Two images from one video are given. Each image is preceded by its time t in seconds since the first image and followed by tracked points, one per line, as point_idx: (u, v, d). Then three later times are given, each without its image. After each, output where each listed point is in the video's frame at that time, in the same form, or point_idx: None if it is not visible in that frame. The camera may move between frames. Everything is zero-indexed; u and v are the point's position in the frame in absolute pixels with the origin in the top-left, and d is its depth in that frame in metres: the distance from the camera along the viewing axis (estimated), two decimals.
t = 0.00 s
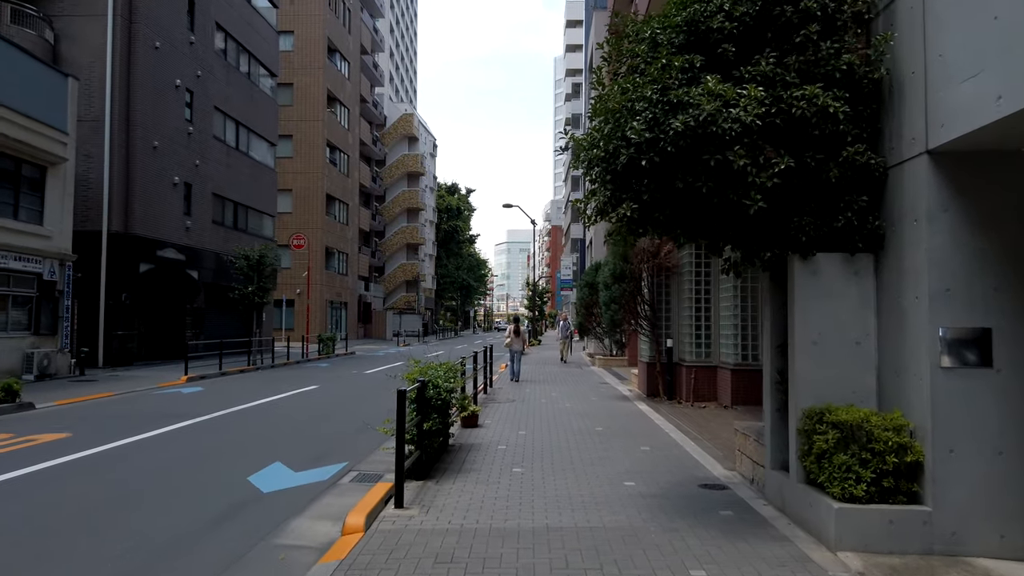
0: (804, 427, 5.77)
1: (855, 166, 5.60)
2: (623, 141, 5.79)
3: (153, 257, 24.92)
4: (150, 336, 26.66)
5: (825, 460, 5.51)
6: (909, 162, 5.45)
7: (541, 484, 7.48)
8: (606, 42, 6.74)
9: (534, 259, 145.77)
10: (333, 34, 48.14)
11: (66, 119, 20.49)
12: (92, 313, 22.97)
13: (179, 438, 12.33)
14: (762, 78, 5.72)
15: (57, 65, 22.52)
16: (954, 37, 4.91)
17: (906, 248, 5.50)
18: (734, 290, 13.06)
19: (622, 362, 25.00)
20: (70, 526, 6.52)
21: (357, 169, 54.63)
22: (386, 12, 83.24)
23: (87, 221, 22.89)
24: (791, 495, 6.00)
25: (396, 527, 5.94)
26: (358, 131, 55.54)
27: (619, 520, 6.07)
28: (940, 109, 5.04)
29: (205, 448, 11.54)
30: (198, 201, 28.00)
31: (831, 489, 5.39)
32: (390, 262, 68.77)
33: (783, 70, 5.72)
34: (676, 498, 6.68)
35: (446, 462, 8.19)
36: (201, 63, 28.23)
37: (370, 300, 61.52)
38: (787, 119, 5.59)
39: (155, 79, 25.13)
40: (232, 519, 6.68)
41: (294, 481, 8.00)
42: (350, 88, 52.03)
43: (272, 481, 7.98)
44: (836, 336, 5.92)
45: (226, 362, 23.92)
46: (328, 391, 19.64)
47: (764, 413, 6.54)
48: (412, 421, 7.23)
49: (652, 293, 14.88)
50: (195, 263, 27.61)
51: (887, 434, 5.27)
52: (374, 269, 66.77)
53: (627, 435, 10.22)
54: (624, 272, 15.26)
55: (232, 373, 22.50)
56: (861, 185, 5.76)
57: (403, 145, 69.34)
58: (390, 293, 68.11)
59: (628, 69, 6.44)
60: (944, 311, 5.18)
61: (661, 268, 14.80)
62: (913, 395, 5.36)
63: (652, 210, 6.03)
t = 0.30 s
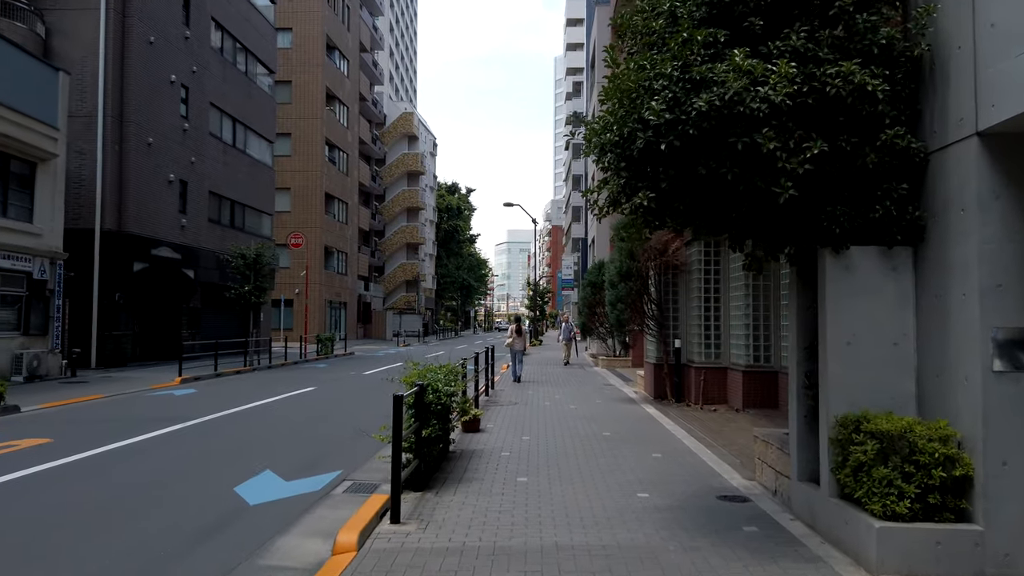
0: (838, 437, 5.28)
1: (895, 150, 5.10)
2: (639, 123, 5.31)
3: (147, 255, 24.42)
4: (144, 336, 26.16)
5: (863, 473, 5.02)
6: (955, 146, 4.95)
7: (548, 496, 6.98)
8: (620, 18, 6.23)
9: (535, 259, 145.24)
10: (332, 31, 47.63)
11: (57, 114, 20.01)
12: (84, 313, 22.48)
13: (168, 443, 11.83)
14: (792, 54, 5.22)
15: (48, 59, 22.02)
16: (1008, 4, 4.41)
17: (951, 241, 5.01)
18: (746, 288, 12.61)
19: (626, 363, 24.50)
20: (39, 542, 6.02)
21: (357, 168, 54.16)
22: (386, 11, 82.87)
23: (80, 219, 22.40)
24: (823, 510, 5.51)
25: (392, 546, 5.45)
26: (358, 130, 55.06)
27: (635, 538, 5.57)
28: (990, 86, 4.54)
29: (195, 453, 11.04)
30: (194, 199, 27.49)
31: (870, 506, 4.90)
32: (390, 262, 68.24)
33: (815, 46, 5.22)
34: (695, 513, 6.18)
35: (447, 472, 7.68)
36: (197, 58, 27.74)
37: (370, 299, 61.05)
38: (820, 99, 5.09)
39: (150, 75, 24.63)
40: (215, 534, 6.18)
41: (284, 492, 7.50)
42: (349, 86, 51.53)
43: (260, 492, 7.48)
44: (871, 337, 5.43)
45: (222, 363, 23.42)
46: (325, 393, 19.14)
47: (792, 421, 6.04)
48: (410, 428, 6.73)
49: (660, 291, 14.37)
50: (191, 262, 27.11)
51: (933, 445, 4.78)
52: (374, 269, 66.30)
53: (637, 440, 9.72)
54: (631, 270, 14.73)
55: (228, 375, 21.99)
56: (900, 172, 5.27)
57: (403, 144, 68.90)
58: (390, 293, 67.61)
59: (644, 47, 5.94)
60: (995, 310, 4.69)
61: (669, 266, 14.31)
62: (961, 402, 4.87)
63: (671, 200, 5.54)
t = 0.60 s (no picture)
0: (879, 450, 4.79)
1: (943, 134, 4.61)
2: (661, 105, 4.85)
3: (141, 254, 23.91)
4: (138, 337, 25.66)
5: (909, 491, 4.53)
6: (1010, 129, 4.46)
7: (556, 509, 6.48)
8: None
9: (535, 260, 144.73)
10: (331, 29, 47.13)
11: (48, 110, 19.53)
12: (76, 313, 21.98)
13: (156, 450, 11.33)
14: (830, 26, 4.75)
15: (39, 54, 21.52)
16: None
17: (1006, 234, 4.52)
18: (758, 287, 12.21)
19: (629, 364, 24.00)
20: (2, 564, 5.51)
21: (356, 167, 53.67)
22: (386, 10, 82.43)
23: (71, 217, 21.89)
24: (860, 531, 5.02)
25: (388, 570, 4.95)
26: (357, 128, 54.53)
27: (654, 561, 5.08)
28: None
29: (184, 459, 10.53)
30: (190, 197, 27.00)
31: (918, 528, 4.41)
32: (390, 262, 67.72)
33: (855, 18, 4.74)
34: (719, 532, 5.68)
35: (447, 484, 7.19)
36: (193, 54, 27.24)
37: (369, 300, 60.56)
38: (861, 77, 4.61)
39: (144, 70, 24.15)
40: (196, 553, 5.68)
41: (273, 505, 7.01)
42: (348, 84, 51.04)
43: (247, 505, 7.00)
44: (914, 340, 4.93)
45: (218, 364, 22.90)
46: (322, 395, 18.64)
47: (822, 431, 5.57)
48: (408, 438, 6.24)
49: (668, 291, 13.89)
50: (186, 262, 26.61)
51: (990, 460, 4.28)
52: (374, 269, 65.82)
53: (646, 448, 9.21)
54: (637, 269, 14.21)
55: (223, 376, 21.50)
56: (947, 159, 4.79)
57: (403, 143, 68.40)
58: (390, 293, 67.09)
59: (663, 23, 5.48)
60: None
61: (677, 266, 13.84)
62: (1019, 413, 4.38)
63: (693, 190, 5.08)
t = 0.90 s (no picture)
0: (932, 463, 4.28)
1: (1004, 111, 3.99)
2: (689, 78, 4.40)
3: (140, 253, 23.51)
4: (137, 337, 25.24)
5: (969, 510, 4.02)
6: None
7: (569, 523, 5.99)
8: None
9: (539, 260, 144.34)
10: (334, 27, 46.76)
11: (44, 105, 19.13)
12: (72, 313, 21.56)
13: (147, 454, 10.86)
14: None
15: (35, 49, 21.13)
16: None
17: None
18: (774, 285, 11.72)
19: (638, 366, 23.49)
20: None
21: (360, 166, 53.26)
22: (389, 9, 82.09)
23: (69, 215, 21.51)
24: (909, 551, 4.52)
25: None
26: (361, 127, 54.12)
27: None
28: None
29: (176, 464, 10.07)
30: (190, 195, 26.56)
31: (982, 552, 3.90)
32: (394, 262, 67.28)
33: None
34: (749, 551, 5.18)
35: (450, 494, 6.70)
36: (193, 50, 26.81)
37: (373, 300, 60.13)
38: (913, 46, 4.08)
39: (143, 66, 23.72)
40: (177, 571, 5.21)
41: (263, 515, 6.54)
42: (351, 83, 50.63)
43: (236, 516, 6.53)
44: (969, 341, 4.43)
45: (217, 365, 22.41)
46: (323, 397, 18.19)
47: (863, 440, 5.08)
48: (409, 446, 5.78)
49: (680, 289, 13.42)
50: (187, 261, 26.16)
51: None
52: (377, 269, 65.40)
53: (662, 454, 8.71)
54: (647, 266, 13.70)
55: (223, 377, 21.06)
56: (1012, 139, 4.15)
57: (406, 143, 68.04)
58: (394, 293, 66.65)
59: None
60: None
61: (689, 263, 13.37)
62: None
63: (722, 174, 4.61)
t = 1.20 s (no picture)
0: (989, 480, 3.79)
1: None
2: (715, 45, 3.94)
3: (135, 252, 23.05)
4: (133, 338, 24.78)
5: None
6: None
7: (577, 539, 5.50)
8: None
9: (542, 261, 143.82)
10: (335, 24, 46.31)
11: (35, 100, 18.68)
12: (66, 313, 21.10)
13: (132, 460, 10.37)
14: None
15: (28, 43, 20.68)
16: None
17: None
18: (789, 283, 11.23)
19: (643, 367, 22.97)
20: None
21: (361, 165, 52.79)
22: (391, 8, 81.60)
23: (63, 213, 21.06)
24: None
25: None
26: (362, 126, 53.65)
27: None
28: None
29: (163, 467, 9.57)
30: (187, 193, 26.09)
31: None
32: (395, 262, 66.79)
33: None
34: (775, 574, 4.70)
35: (448, 507, 6.21)
36: (190, 46, 26.36)
37: (375, 300, 59.61)
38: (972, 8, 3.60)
39: (139, 61, 23.25)
40: None
41: (246, 530, 6.07)
42: (353, 81, 50.17)
43: (216, 530, 6.06)
44: None
45: (214, 366, 21.93)
46: (321, 399, 17.71)
47: (904, 452, 4.59)
48: (403, 458, 5.30)
49: (689, 288, 12.84)
50: (184, 260, 25.70)
51: None
52: (379, 269, 64.88)
53: (676, 462, 8.19)
54: (655, 264, 13.06)
55: (219, 379, 20.57)
56: None
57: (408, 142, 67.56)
58: (396, 293, 66.16)
59: None
60: None
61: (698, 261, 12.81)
62: None
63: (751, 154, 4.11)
